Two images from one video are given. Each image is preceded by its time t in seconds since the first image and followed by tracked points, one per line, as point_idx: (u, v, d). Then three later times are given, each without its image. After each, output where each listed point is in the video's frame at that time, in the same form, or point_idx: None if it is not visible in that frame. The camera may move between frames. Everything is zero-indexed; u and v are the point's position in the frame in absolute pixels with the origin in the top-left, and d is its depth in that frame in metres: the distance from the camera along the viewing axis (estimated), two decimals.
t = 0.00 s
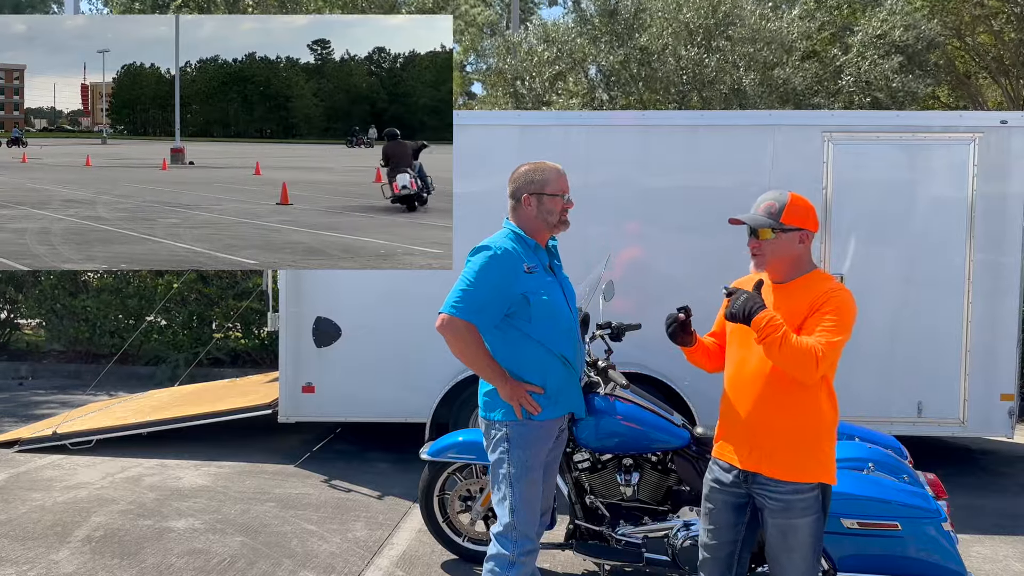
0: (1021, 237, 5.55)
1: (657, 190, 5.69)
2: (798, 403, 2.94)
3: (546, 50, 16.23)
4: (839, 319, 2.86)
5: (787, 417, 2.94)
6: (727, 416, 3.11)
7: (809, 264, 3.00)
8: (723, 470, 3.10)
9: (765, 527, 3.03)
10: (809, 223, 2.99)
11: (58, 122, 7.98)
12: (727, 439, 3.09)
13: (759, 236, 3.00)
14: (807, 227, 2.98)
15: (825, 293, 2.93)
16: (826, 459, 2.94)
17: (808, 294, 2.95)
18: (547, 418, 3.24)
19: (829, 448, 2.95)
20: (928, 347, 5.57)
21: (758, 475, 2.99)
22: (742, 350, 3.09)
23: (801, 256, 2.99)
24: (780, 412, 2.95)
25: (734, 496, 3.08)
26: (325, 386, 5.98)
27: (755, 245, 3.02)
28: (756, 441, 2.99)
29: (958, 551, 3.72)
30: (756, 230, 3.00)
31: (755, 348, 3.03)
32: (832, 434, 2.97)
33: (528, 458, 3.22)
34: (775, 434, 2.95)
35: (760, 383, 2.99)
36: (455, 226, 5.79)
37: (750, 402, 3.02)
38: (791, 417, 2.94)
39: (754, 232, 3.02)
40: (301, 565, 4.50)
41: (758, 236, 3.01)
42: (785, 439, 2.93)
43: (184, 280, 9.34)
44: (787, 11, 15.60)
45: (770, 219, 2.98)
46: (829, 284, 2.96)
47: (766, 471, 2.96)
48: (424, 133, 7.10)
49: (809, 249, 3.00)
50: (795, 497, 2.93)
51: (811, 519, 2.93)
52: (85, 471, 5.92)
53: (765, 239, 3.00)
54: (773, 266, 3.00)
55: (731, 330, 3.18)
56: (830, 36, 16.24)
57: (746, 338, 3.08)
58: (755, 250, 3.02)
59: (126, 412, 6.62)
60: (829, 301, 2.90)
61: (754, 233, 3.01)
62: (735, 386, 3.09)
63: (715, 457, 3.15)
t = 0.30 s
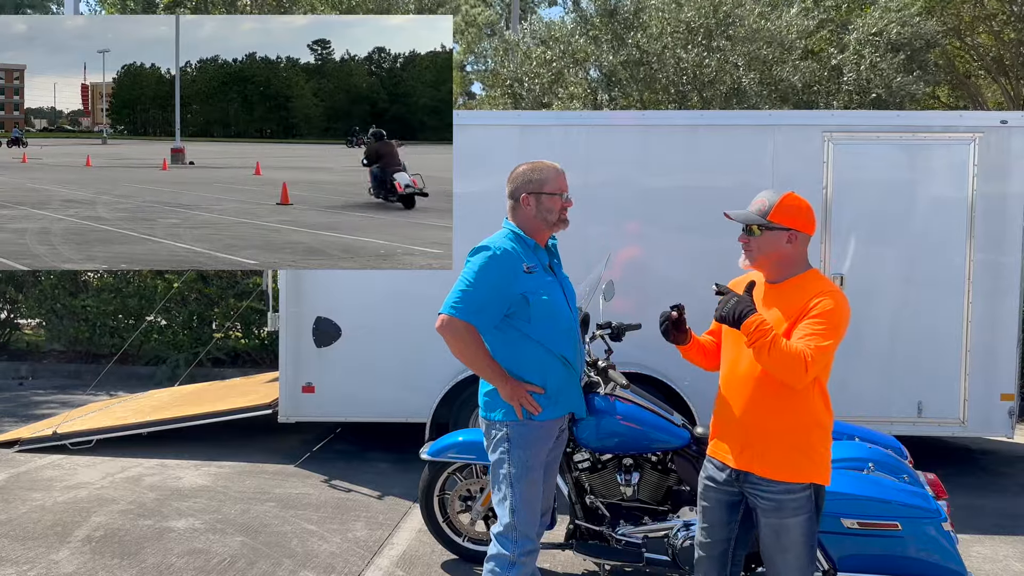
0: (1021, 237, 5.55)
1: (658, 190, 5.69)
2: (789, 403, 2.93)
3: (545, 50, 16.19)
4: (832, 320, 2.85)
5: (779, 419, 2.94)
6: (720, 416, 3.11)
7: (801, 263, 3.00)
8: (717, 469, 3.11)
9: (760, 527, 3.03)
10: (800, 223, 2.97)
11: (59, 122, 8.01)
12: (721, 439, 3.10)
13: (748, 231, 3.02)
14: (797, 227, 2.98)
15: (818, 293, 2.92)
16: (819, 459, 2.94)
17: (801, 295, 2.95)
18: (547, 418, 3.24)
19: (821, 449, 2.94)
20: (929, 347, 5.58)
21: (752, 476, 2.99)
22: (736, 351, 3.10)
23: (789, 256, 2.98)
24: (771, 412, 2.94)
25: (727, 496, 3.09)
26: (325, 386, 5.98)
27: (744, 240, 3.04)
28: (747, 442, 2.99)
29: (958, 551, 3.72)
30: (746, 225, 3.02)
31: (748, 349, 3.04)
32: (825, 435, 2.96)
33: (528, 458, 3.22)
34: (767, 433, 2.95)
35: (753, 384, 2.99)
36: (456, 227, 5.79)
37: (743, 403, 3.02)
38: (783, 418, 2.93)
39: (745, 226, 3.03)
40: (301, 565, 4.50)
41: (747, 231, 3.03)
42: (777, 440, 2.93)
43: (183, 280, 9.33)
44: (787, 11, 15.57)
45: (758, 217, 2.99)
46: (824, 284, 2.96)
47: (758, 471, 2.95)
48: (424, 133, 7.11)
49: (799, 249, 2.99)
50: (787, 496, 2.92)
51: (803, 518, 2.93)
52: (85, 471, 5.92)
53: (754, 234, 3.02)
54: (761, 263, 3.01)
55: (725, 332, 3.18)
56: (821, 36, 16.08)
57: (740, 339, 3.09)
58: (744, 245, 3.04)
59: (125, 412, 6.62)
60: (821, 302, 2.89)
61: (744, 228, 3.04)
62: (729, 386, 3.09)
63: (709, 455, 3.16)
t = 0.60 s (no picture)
0: (1021, 236, 5.55)
1: (658, 190, 5.69)
2: (788, 403, 2.93)
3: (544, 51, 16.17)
4: (831, 321, 2.85)
5: (777, 419, 2.94)
6: (719, 417, 3.11)
7: (800, 262, 3.00)
8: (715, 469, 3.11)
9: (759, 527, 3.03)
10: (799, 223, 2.97)
11: (59, 122, 8.02)
12: (719, 439, 3.10)
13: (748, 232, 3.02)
14: (796, 227, 2.98)
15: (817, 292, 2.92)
16: (818, 460, 2.93)
17: (800, 296, 2.95)
18: (547, 418, 3.24)
19: (819, 449, 2.94)
20: (929, 347, 5.58)
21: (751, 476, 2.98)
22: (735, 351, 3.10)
23: (789, 256, 2.98)
24: (770, 413, 2.94)
25: (726, 496, 3.09)
26: (325, 386, 5.98)
27: (743, 241, 3.04)
28: (745, 442, 2.99)
29: (958, 551, 3.72)
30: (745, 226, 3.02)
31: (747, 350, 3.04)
32: (824, 435, 2.96)
33: (528, 458, 3.22)
34: (765, 434, 2.95)
35: (752, 384, 2.99)
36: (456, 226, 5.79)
37: (742, 403, 3.02)
38: (781, 419, 2.93)
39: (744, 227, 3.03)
40: (301, 565, 4.50)
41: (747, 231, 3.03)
42: (775, 441, 2.93)
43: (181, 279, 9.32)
44: (786, 11, 15.55)
45: (757, 218, 2.99)
46: (823, 284, 2.96)
47: (756, 471, 2.95)
48: (424, 133, 7.15)
49: (798, 249, 3.00)
50: (785, 496, 2.92)
51: (802, 518, 2.93)
52: (85, 471, 5.92)
53: (753, 235, 3.02)
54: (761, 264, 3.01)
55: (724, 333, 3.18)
56: (819, 36, 15.96)
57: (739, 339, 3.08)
58: (743, 246, 3.04)
59: (125, 412, 6.62)
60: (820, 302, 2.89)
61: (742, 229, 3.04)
62: (728, 387, 3.09)
63: (708, 456, 3.16)
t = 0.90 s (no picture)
0: (1020, 236, 5.54)
1: (658, 189, 5.70)
2: (790, 402, 2.93)
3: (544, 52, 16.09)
4: (832, 319, 2.85)
5: (780, 418, 2.93)
6: (721, 418, 3.11)
7: (800, 261, 3.00)
8: (717, 470, 3.11)
9: (762, 527, 3.03)
10: (799, 223, 2.98)
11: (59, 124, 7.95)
12: (722, 439, 3.10)
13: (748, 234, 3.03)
14: (795, 227, 2.98)
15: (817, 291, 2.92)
16: (821, 459, 2.93)
17: (800, 295, 2.94)
18: (546, 417, 3.24)
19: (822, 448, 2.93)
20: (929, 347, 5.58)
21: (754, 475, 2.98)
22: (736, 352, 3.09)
23: (789, 257, 2.98)
24: (773, 412, 2.94)
25: (728, 496, 3.09)
26: (325, 386, 5.97)
27: (744, 243, 3.05)
28: (749, 442, 2.99)
29: (958, 551, 3.72)
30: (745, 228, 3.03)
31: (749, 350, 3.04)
32: (827, 434, 2.96)
33: (528, 458, 3.22)
34: (768, 433, 2.94)
35: (755, 384, 2.99)
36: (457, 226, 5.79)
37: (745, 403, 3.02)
38: (784, 418, 2.93)
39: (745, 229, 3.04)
40: (301, 565, 4.50)
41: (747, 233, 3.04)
42: (778, 441, 2.92)
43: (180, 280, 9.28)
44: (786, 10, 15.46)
45: (756, 219, 3.00)
46: (823, 283, 2.96)
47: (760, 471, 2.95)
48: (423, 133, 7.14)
49: (798, 249, 3.00)
50: (789, 497, 2.92)
51: (806, 518, 2.92)
52: (86, 471, 5.92)
53: (753, 237, 3.02)
54: (762, 265, 3.01)
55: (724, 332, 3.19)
56: (820, 32, 15.27)
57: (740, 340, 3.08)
58: (744, 248, 3.05)
59: (126, 412, 6.62)
60: (821, 301, 2.89)
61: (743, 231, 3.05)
62: (731, 388, 3.09)
63: (710, 456, 3.17)
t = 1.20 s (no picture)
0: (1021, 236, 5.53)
1: (658, 189, 5.70)
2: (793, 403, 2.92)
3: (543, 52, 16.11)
4: (835, 319, 2.83)
5: (782, 419, 2.93)
6: (724, 419, 3.11)
7: (801, 262, 3.00)
8: (721, 471, 3.12)
9: (765, 528, 3.03)
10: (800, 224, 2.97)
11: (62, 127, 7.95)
12: (725, 439, 3.11)
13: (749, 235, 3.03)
14: (797, 228, 2.97)
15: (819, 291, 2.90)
16: (824, 459, 2.92)
17: (802, 296, 2.93)
18: (546, 417, 3.24)
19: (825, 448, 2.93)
20: (929, 347, 5.58)
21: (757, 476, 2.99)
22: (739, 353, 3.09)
23: (790, 257, 2.98)
24: (775, 413, 2.93)
25: (731, 496, 3.10)
26: (325, 386, 5.97)
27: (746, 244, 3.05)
28: (751, 443, 2.99)
29: (958, 551, 3.71)
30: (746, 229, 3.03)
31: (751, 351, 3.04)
32: (830, 434, 2.95)
33: (528, 457, 3.21)
34: (770, 434, 2.94)
35: (757, 384, 2.99)
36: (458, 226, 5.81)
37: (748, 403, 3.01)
38: (786, 419, 2.92)
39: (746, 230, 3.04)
40: (301, 565, 4.50)
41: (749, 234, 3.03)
42: (780, 442, 2.92)
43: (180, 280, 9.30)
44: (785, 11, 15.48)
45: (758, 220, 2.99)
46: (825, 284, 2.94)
47: (762, 471, 2.95)
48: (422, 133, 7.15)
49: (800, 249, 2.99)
50: (792, 496, 2.91)
51: (809, 518, 2.92)
52: (86, 471, 5.92)
53: (754, 238, 3.02)
54: (763, 265, 3.01)
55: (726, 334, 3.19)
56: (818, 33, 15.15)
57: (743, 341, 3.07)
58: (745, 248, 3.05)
59: (126, 412, 6.62)
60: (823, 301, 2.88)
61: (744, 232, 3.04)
62: (733, 388, 3.09)
63: (713, 457, 3.17)
